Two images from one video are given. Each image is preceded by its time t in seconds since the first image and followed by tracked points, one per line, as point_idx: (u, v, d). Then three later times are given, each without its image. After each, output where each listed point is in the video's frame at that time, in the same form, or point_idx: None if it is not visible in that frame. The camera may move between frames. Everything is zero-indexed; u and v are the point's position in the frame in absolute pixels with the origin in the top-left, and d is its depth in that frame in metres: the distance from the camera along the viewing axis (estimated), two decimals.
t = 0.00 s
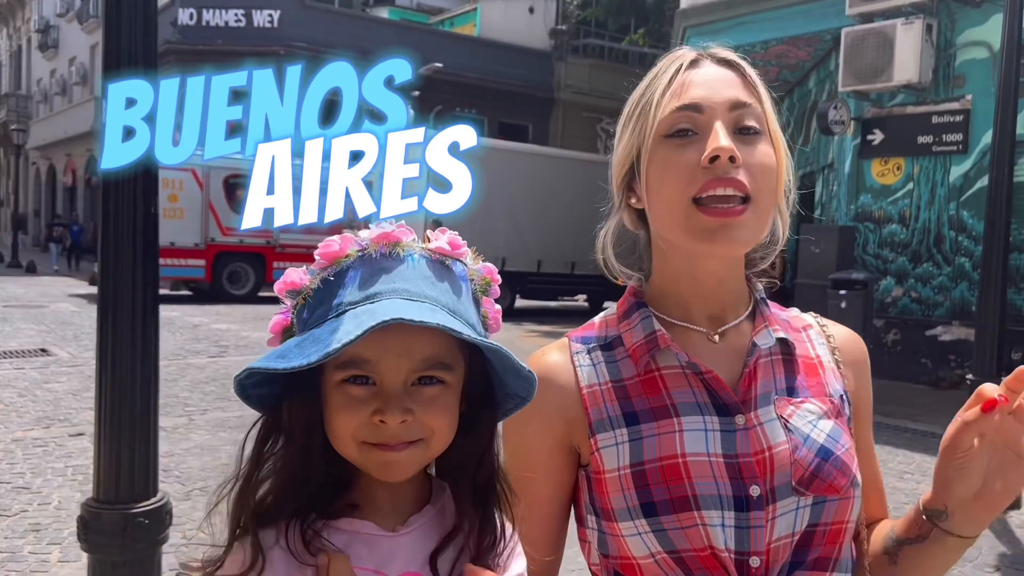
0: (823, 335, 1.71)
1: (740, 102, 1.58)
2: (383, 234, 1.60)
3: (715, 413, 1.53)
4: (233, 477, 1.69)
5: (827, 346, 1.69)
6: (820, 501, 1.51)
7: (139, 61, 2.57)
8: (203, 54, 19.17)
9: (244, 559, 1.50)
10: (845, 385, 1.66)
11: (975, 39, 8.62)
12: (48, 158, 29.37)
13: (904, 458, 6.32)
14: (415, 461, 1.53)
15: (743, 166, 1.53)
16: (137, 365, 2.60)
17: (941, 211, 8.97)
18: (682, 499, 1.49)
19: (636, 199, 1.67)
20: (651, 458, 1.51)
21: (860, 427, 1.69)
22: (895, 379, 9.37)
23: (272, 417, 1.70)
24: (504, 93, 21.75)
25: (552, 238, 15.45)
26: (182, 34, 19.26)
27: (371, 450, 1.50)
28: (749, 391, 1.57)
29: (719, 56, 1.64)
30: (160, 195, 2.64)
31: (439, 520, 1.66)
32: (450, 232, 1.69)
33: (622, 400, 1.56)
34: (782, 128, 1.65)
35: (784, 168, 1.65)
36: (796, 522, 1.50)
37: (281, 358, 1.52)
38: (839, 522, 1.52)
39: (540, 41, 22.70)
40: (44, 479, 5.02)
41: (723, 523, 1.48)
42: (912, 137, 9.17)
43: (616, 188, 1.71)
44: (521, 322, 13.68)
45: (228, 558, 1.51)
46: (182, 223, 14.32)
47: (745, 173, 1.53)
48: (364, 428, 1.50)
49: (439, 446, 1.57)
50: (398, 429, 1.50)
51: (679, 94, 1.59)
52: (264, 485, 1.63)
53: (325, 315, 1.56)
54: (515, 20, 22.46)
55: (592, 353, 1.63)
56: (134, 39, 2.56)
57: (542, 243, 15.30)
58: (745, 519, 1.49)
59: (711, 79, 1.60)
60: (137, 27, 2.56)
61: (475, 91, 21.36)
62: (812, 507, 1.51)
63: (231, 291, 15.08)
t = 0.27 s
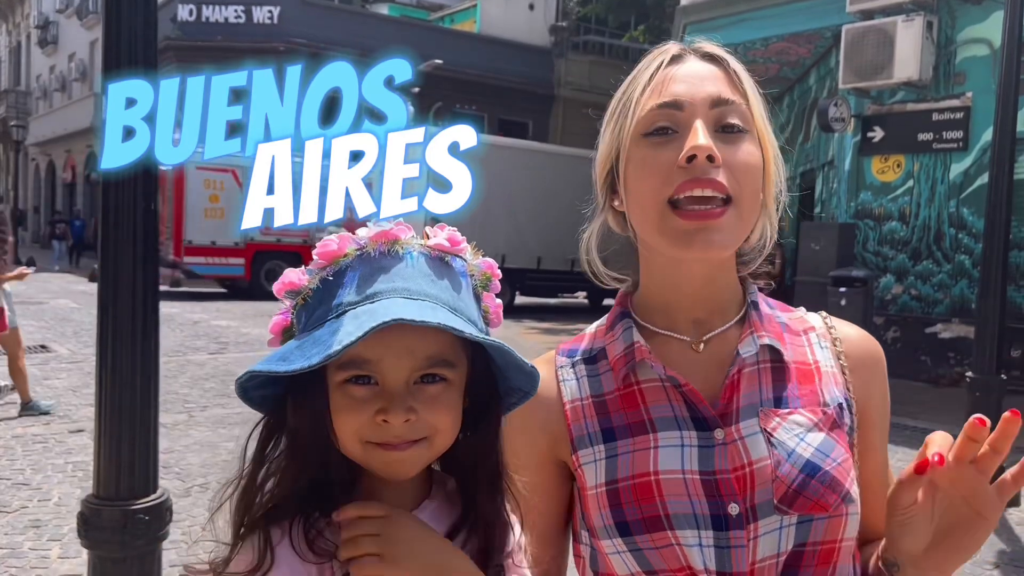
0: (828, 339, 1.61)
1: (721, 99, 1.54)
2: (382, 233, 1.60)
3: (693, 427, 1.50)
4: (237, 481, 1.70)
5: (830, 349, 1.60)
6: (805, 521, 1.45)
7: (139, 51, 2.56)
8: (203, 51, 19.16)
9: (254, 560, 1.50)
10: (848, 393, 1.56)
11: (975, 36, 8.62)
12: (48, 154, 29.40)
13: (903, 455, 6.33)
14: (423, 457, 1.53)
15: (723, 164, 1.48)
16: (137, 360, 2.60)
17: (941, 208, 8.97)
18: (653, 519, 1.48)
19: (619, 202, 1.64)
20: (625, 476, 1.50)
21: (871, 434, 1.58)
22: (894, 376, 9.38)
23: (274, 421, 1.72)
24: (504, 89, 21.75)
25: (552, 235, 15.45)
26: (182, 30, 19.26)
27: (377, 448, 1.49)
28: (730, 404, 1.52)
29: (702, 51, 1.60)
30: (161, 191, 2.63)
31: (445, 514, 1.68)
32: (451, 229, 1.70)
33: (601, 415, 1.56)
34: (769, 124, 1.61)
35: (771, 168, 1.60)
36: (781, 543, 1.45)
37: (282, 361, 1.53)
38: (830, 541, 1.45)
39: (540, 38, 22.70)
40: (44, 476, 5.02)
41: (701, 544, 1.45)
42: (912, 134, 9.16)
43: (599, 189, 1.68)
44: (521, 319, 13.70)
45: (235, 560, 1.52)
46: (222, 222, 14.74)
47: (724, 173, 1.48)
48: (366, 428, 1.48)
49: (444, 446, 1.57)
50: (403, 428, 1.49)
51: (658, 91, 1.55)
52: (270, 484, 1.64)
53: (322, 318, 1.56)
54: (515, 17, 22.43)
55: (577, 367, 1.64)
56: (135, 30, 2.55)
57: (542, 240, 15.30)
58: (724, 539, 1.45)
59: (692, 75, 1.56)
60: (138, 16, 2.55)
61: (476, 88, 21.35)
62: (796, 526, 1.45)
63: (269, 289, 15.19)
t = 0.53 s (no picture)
0: (826, 337, 1.53)
1: (715, 105, 1.52)
2: (344, 229, 1.65)
3: (661, 417, 1.53)
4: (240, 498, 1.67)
5: (826, 348, 1.52)
6: (761, 516, 1.45)
7: (138, 43, 2.57)
8: (203, 48, 19.15)
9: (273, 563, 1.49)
10: (836, 393, 1.48)
11: (974, 33, 8.62)
12: (48, 150, 29.37)
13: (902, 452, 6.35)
14: (430, 444, 1.53)
15: (714, 176, 1.47)
16: (137, 355, 2.61)
17: (940, 206, 8.98)
18: (613, 504, 1.52)
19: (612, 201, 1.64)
20: (591, 461, 1.55)
21: (871, 437, 1.45)
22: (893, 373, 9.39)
23: (273, 440, 1.70)
24: (505, 87, 21.75)
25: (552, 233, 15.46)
26: (183, 27, 19.25)
27: (384, 442, 1.49)
28: (700, 396, 1.52)
29: (699, 52, 1.57)
30: (159, 185, 2.64)
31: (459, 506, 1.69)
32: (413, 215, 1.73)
33: (582, 404, 1.62)
34: (764, 124, 1.59)
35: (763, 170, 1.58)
36: (735, 536, 1.46)
37: (267, 369, 1.55)
38: (789, 539, 1.45)
39: (541, 35, 22.69)
40: (45, 471, 5.03)
41: (656, 532, 1.49)
42: (912, 132, 9.17)
43: (592, 185, 1.69)
44: (521, 316, 13.71)
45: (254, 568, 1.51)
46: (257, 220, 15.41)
47: (716, 184, 1.47)
48: (367, 421, 1.48)
49: (450, 429, 1.57)
50: (399, 414, 1.49)
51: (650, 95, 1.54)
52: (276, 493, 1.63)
53: (303, 321, 1.58)
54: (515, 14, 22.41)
55: (574, 356, 1.69)
56: (134, 25, 2.56)
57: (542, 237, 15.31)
58: (681, 528, 1.48)
59: (687, 79, 1.55)
60: (136, 9, 2.56)
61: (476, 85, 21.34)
62: (752, 520, 1.45)
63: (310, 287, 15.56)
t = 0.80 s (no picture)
0: (819, 341, 1.49)
1: (709, 103, 1.49)
2: (302, 273, 1.62)
3: (641, 410, 1.53)
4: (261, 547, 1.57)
5: (817, 351, 1.47)
6: (726, 512, 1.42)
7: (138, 39, 2.56)
8: (203, 45, 19.11)
9: None
10: (821, 398, 1.43)
11: (975, 32, 8.62)
12: (48, 148, 29.39)
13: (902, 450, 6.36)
14: (462, 448, 1.55)
15: (705, 173, 1.45)
16: (137, 353, 2.61)
17: (940, 204, 8.98)
18: (588, 491, 1.54)
19: (607, 196, 1.64)
20: (571, 449, 1.57)
21: (857, 445, 1.40)
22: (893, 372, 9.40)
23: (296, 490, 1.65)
24: (505, 85, 21.77)
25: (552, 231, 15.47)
26: (183, 24, 19.24)
27: (416, 461, 1.48)
28: (679, 391, 1.51)
29: (693, 49, 1.54)
30: (159, 183, 2.64)
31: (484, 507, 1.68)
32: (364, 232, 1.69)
33: (573, 393, 1.63)
34: (761, 123, 1.55)
35: (757, 169, 1.55)
36: (701, 531, 1.43)
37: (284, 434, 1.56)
38: (754, 537, 1.39)
39: (541, 33, 22.70)
40: (45, 468, 5.04)
41: (626, 522, 1.49)
42: (912, 130, 9.17)
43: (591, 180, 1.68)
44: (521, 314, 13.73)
45: None
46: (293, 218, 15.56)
47: (705, 182, 1.45)
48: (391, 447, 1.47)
49: (475, 425, 1.59)
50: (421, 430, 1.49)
51: (644, 92, 1.52)
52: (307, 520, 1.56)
53: (300, 376, 1.58)
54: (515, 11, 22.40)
55: (572, 350, 1.72)
56: (134, 22, 2.56)
57: (542, 235, 15.32)
58: (649, 519, 1.48)
59: (680, 76, 1.51)
60: (136, 9, 2.56)
61: (476, 83, 21.34)
62: (717, 516, 1.43)
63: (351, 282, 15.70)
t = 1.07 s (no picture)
0: (806, 341, 1.49)
1: (696, 95, 1.49)
2: (349, 250, 1.61)
3: (626, 410, 1.54)
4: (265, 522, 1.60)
5: (803, 350, 1.48)
6: (707, 513, 1.43)
7: (138, 36, 2.59)
8: (204, 43, 19.10)
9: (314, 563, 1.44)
10: (806, 398, 1.44)
11: (975, 32, 8.63)
12: (50, 147, 29.45)
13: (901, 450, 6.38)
14: (468, 447, 1.55)
15: (694, 162, 1.44)
16: (137, 351, 2.63)
17: (941, 204, 8.99)
18: (573, 492, 1.56)
19: (595, 193, 1.63)
20: (557, 449, 1.60)
21: (841, 447, 1.41)
22: (893, 372, 9.42)
23: (304, 461, 1.68)
24: (506, 84, 21.80)
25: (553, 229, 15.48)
26: (184, 23, 19.28)
27: (422, 451, 1.49)
28: (664, 392, 1.53)
29: (682, 44, 1.54)
30: (159, 182, 2.66)
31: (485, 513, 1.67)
32: (416, 221, 1.69)
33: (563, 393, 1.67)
34: (749, 117, 1.55)
35: (747, 162, 1.54)
36: (683, 532, 1.45)
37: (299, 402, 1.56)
38: (734, 540, 1.41)
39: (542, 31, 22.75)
40: (45, 466, 5.06)
41: (609, 522, 1.51)
42: (913, 130, 9.18)
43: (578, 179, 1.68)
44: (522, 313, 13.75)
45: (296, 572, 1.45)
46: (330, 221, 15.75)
47: (694, 171, 1.44)
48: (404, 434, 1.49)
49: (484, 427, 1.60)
50: (433, 424, 1.50)
51: (630, 87, 1.53)
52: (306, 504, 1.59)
53: (322, 353, 1.58)
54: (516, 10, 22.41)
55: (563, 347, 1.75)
56: (135, 20, 2.58)
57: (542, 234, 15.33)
58: (632, 520, 1.49)
59: (668, 69, 1.52)
60: (137, 8, 2.58)
61: (478, 82, 21.37)
62: (698, 517, 1.44)
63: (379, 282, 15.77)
